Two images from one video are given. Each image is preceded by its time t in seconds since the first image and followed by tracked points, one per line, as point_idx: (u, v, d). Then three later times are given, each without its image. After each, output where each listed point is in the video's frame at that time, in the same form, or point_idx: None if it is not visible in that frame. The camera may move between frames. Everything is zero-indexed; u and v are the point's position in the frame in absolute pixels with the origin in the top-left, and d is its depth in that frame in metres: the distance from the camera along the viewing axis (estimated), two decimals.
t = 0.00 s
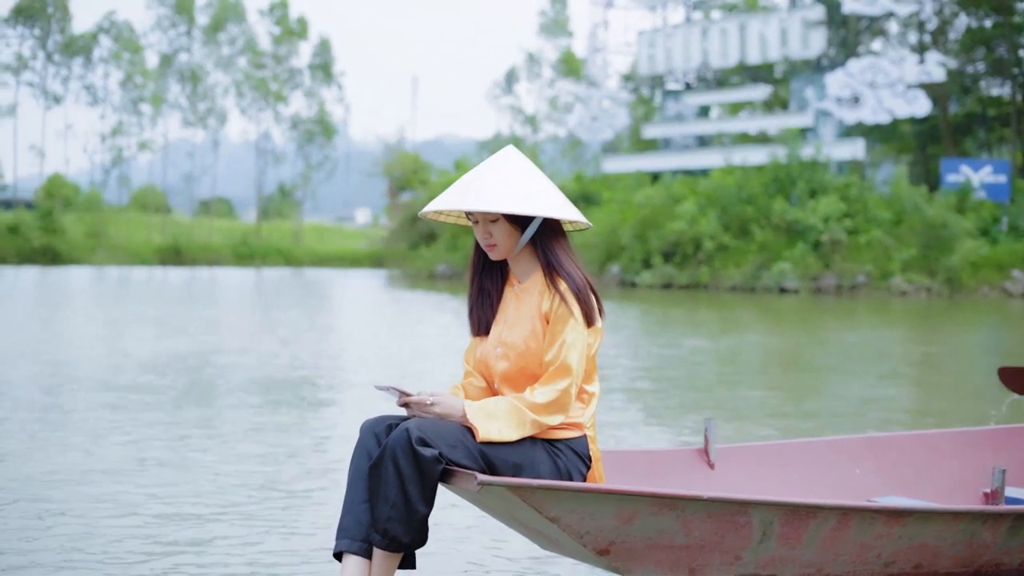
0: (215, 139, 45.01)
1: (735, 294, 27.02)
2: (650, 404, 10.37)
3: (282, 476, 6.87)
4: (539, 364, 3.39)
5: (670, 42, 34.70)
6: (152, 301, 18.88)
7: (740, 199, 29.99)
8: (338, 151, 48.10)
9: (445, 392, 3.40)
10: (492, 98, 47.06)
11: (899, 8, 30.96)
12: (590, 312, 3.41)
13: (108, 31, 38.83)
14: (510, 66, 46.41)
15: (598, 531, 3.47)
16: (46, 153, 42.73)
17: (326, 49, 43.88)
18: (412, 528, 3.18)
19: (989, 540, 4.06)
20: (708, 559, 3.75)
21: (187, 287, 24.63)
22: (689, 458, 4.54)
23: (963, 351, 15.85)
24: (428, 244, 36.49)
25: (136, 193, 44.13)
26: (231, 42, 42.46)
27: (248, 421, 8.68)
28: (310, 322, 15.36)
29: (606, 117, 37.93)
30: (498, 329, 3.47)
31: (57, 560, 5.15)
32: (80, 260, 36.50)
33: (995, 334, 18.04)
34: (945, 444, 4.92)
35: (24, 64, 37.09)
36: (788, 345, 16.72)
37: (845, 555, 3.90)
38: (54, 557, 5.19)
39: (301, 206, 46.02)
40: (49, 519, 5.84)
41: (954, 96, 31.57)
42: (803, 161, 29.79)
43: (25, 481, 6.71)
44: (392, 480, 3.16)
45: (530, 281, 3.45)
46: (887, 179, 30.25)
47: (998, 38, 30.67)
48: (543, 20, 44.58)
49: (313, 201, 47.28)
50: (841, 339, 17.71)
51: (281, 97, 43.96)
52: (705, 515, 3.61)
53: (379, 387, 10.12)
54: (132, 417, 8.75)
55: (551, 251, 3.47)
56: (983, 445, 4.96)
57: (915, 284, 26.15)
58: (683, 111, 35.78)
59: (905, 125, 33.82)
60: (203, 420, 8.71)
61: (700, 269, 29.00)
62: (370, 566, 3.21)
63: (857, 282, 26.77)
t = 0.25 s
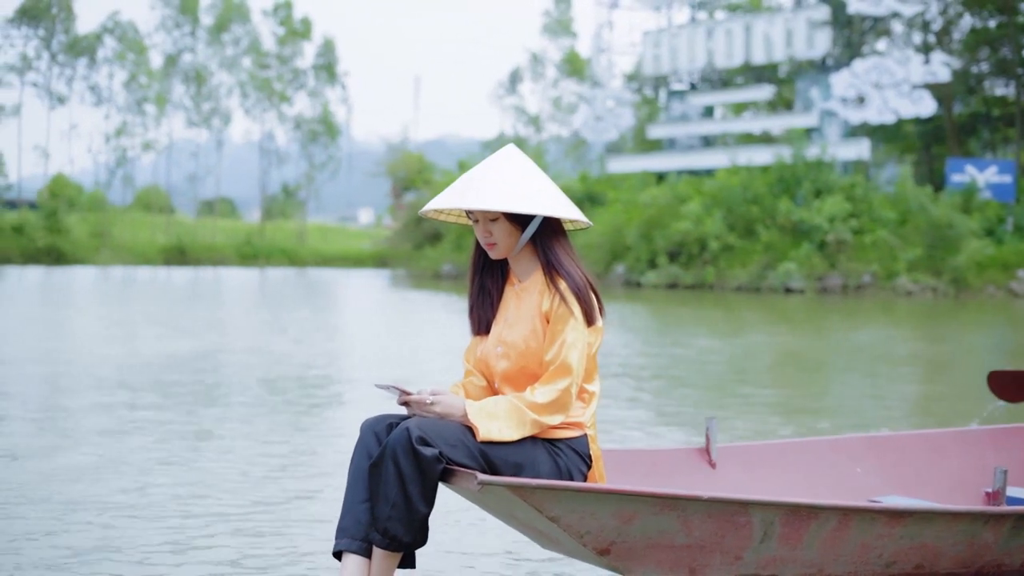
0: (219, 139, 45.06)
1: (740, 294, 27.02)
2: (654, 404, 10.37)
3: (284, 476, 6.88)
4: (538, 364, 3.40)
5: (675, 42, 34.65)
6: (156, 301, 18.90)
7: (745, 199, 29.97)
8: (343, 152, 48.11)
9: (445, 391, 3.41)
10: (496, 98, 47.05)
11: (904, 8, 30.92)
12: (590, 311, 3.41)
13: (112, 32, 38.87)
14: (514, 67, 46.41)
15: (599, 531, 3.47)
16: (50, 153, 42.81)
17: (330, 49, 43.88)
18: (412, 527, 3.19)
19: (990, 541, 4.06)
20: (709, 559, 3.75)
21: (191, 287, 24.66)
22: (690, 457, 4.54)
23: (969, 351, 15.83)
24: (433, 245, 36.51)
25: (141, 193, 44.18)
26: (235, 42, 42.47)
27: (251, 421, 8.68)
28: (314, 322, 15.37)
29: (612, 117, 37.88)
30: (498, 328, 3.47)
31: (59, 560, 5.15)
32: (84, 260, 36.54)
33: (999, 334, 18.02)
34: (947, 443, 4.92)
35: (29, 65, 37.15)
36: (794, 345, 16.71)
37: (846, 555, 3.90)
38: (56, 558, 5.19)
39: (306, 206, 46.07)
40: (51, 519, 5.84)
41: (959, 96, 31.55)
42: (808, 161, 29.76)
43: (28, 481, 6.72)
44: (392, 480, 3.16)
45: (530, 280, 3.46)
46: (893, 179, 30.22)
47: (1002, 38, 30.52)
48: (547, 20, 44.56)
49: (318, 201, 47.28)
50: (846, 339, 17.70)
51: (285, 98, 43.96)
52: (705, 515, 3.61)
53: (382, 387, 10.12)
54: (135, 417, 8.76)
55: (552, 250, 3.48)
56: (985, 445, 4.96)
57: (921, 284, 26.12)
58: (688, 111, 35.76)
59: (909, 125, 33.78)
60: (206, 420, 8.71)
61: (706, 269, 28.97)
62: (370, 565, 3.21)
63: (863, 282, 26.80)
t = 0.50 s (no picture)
0: (222, 139, 45.11)
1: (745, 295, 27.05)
2: (657, 404, 10.37)
3: (284, 477, 6.87)
4: (538, 366, 3.39)
5: (678, 42, 34.60)
6: (158, 300, 18.90)
7: (749, 199, 29.97)
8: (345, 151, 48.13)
9: (444, 392, 3.40)
10: (498, 98, 47.08)
11: (908, 10, 30.85)
12: (589, 313, 3.41)
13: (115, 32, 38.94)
14: (516, 67, 46.42)
15: (598, 533, 3.47)
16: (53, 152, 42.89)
17: (333, 49, 43.91)
18: (412, 530, 3.19)
19: (991, 544, 4.04)
20: (709, 561, 3.75)
21: (194, 287, 24.67)
22: (690, 459, 4.55)
23: (972, 351, 15.85)
24: (436, 245, 36.54)
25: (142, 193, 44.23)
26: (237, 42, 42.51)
27: (252, 421, 8.68)
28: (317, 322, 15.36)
29: (615, 117, 37.81)
30: (497, 330, 3.47)
31: (59, 560, 5.15)
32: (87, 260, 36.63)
33: (1002, 334, 18.03)
34: (948, 444, 4.91)
35: (32, 65, 37.22)
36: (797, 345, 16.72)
37: (846, 557, 3.89)
38: (57, 557, 5.19)
39: (309, 206, 46.12)
40: (51, 519, 5.84)
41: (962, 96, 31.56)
42: (812, 161, 29.75)
43: (28, 481, 6.71)
44: (391, 482, 3.16)
45: (530, 282, 3.45)
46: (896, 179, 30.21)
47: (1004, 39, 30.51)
48: (548, 21, 44.58)
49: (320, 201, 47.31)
50: (849, 339, 17.70)
51: (287, 98, 43.97)
52: (705, 519, 3.61)
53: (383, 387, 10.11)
54: (135, 417, 8.76)
55: (551, 252, 3.48)
56: (985, 446, 4.95)
57: (925, 284, 26.11)
58: (691, 111, 35.79)
59: (911, 125, 33.78)
60: (206, 420, 8.71)
61: (710, 269, 28.96)
62: (369, 568, 3.21)
63: (867, 283, 26.85)
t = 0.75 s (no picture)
0: (224, 139, 45.12)
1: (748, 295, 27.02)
2: (659, 404, 10.35)
3: (286, 476, 6.86)
4: (539, 368, 3.38)
5: (681, 42, 34.54)
6: (161, 300, 18.88)
7: (752, 199, 29.93)
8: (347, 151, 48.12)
9: (444, 394, 3.39)
10: (500, 98, 47.05)
11: (911, 11, 30.78)
12: (591, 316, 3.40)
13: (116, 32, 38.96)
14: (518, 67, 46.39)
15: (599, 535, 3.46)
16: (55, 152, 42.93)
17: (335, 49, 43.89)
18: (412, 532, 3.17)
19: (994, 546, 4.02)
20: (710, 564, 3.74)
21: (196, 286, 24.64)
22: (692, 460, 4.53)
23: (974, 351, 15.81)
24: (439, 245, 36.53)
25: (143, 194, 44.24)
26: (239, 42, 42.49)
27: (254, 421, 8.67)
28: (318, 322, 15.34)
29: (618, 118, 37.74)
30: (499, 331, 3.46)
31: (60, 559, 5.14)
32: (89, 260, 36.62)
33: (1005, 334, 17.99)
34: (950, 445, 4.90)
35: (34, 64, 37.26)
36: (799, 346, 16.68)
37: (848, 560, 3.87)
38: (59, 557, 5.18)
39: (311, 205, 46.12)
40: (52, 520, 5.82)
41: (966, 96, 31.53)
42: (815, 161, 29.71)
43: (29, 481, 6.69)
44: (391, 484, 3.15)
45: (531, 283, 3.44)
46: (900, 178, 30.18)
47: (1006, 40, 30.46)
48: (550, 21, 44.54)
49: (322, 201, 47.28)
50: (851, 339, 17.68)
51: (289, 98, 43.95)
52: (707, 520, 3.59)
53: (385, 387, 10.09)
54: (136, 417, 8.74)
55: (553, 253, 3.46)
56: (987, 448, 4.94)
57: (928, 284, 26.08)
58: (694, 111, 35.74)
59: (914, 125, 33.73)
60: (207, 420, 8.69)
61: (713, 269, 28.92)
62: (369, 570, 3.20)
63: (870, 283, 26.81)
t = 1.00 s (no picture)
0: (226, 139, 45.15)
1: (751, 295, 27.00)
2: (661, 404, 10.32)
3: (288, 476, 6.84)
4: (541, 368, 3.36)
5: (684, 42, 34.53)
6: (164, 300, 18.85)
7: (755, 199, 29.91)
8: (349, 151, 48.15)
9: (446, 394, 3.37)
10: (502, 98, 47.06)
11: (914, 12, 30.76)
12: (594, 315, 3.37)
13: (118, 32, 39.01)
14: (520, 67, 46.41)
15: (601, 536, 3.44)
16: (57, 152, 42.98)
17: (336, 49, 43.92)
18: (413, 533, 3.15)
19: (997, 546, 4.00)
20: (712, 564, 3.73)
21: (198, 286, 24.63)
22: (694, 459, 4.51)
23: (977, 351, 15.76)
24: (442, 244, 36.54)
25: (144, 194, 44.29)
26: (241, 42, 42.52)
27: (257, 421, 8.65)
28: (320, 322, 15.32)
29: (621, 118, 37.70)
30: (501, 330, 3.44)
31: (61, 560, 5.12)
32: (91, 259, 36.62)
33: (1009, 335, 17.95)
34: (953, 445, 4.88)
35: (36, 64, 37.29)
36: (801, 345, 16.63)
37: (852, 560, 3.85)
38: (60, 557, 5.15)
39: (313, 205, 46.12)
40: (55, 520, 5.80)
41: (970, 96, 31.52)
42: (818, 161, 29.68)
43: (30, 481, 6.69)
44: (393, 485, 3.13)
45: (534, 283, 3.42)
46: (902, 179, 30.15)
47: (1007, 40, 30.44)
48: (552, 21, 44.55)
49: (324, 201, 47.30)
50: (854, 339, 17.66)
51: (291, 98, 43.96)
52: (710, 521, 3.58)
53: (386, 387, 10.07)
54: (137, 417, 8.72)
55: (554, 253, 3.44)
56: (991, 447, 4.91)
57: (931, 284, 26.05)
58: (696, 111, 35.71)
59: (915, 125, 33.70)
60: (208, 421, 8.68)
61: (716, 269, 28.91)
62: (370, 571, 3.18)
63: (873, 283, 26.78)
